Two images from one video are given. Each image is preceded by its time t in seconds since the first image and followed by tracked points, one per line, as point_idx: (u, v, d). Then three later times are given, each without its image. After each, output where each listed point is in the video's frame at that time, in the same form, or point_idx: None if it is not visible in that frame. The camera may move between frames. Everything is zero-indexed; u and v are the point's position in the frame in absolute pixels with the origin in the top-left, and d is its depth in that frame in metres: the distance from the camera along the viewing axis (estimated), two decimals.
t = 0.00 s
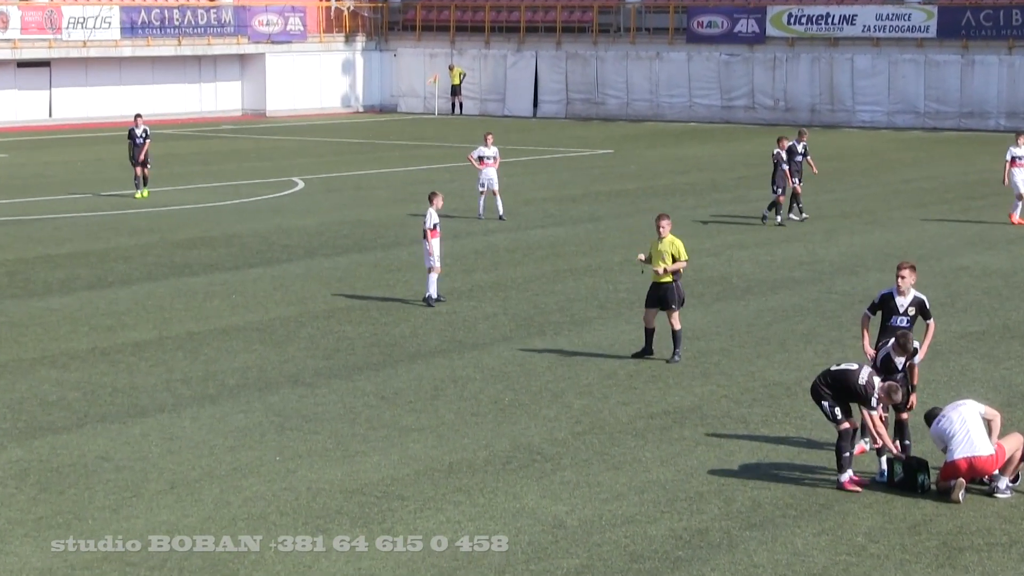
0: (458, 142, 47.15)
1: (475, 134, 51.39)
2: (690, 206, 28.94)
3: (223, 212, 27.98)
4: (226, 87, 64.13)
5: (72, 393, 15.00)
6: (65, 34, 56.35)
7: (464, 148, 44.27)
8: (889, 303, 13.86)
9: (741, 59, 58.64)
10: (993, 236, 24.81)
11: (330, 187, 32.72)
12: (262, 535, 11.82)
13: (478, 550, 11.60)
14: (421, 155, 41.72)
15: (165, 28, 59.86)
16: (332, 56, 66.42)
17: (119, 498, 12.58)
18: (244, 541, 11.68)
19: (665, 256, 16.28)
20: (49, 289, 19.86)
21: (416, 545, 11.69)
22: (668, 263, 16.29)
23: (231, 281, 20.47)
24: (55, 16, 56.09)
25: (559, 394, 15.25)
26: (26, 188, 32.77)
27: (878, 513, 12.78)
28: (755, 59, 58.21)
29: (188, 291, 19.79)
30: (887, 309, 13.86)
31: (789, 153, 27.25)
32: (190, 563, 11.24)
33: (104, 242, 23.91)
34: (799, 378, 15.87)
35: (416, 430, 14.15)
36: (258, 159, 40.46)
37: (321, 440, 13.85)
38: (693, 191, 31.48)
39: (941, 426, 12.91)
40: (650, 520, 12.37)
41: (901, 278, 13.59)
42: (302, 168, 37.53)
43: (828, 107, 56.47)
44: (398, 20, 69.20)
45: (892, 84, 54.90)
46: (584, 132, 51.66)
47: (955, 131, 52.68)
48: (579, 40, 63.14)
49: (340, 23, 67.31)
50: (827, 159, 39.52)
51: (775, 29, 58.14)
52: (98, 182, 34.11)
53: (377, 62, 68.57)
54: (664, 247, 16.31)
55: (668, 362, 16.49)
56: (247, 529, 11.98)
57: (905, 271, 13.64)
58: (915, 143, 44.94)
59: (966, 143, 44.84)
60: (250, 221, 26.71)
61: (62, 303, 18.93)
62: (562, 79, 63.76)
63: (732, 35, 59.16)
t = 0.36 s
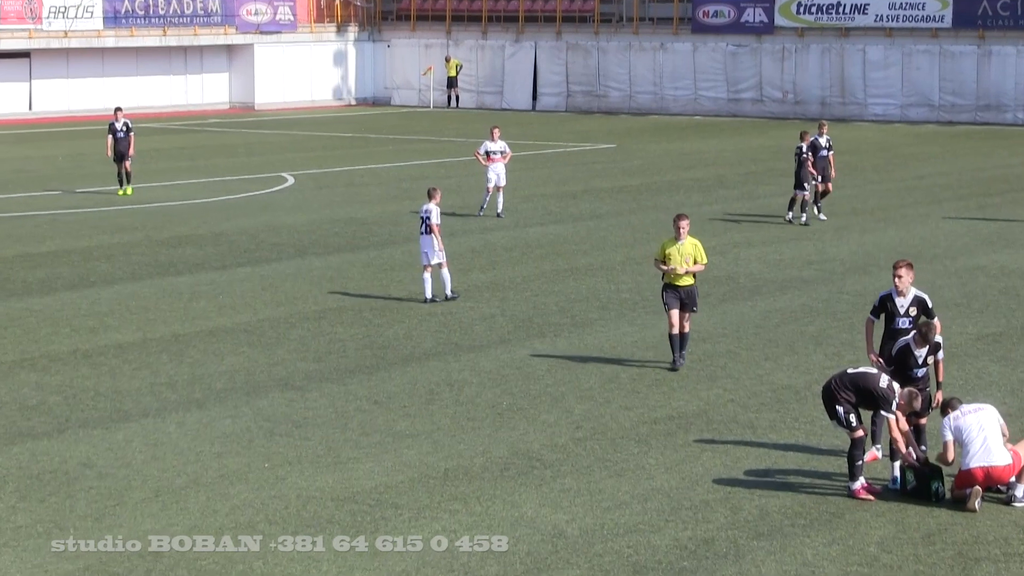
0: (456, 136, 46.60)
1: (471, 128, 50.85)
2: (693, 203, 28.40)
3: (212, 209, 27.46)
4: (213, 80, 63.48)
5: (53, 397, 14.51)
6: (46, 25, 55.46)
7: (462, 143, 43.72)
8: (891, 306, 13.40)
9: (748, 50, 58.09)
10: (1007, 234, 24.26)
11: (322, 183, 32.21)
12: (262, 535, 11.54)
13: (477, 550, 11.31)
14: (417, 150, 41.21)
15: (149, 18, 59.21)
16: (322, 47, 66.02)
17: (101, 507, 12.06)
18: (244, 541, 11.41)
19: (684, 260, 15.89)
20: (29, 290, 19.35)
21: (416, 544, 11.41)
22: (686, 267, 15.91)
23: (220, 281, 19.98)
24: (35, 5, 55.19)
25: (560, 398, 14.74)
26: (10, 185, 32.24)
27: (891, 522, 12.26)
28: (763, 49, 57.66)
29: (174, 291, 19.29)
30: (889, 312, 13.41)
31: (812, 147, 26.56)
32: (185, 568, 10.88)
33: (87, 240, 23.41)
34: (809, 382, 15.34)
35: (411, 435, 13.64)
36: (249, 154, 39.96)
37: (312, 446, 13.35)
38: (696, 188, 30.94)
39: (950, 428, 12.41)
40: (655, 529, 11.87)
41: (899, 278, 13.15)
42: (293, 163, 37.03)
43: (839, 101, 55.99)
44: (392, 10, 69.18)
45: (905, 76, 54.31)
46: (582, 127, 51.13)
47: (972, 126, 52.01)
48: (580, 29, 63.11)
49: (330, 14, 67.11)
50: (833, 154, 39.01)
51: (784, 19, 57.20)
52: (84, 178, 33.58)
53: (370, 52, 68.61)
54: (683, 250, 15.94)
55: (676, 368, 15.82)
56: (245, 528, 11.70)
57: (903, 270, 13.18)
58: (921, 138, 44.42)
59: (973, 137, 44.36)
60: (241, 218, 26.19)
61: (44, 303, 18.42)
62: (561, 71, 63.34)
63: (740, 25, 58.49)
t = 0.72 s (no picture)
0: (452, 132, 46.28)
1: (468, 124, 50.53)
2: (694, 201, 28.11)
3: (204, 207, 27.15)
4: (204, 75, 63.20)
5: (40, 399, 14.23)
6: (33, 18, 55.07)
7: (459, 139, 43.40)
8: (876, 308, 13.33)
9: (752, 44, 57.80)
10: (1013, 232, 24.01)
11: (316, 180, 31.93)
12: (263, 534, 11.37)
13: (478, 549, 11.13)
14: (413, 146, 40.91)
15: (139, 12, 58.77)
16: (316, 41, 65.68)
17: (89, 511, 11.78)
18: (244, 542, 11.23)
19: (702, 263, 15.32)
20: (17, 289, 19.06)
21: (416, 544, 11.23)
22: (704, 270, 15.38)
23: (211, 280, 19.70)
24: None
25: (559, 400, 14.46)
26: None
27: (897, 527, 11.99)
28: (766, 44, 57.36)
29: (165, 291, 19.01)
30: (874, 314, 13.34)
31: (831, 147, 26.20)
32: (181, 570, 10.66)
33: (76, 239, 23.12)
34: (813, 384, 15.07)
35: (407, 439, 13.36)
36: (243, 150, 39.66)
37: (306, 449, 13.08)
38: (698, 186, 30.64)
39: (956, 432, 12.07)
40: (656, 534, 11.59)
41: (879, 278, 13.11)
42: (286, 160, 36.72)
43: (845, 96, 55.67)
44: (387, 3, 68.90)
45: (913, 71, 54.01)
46: (580, 123, 50.77)
47: (981, 122, 51.71)
48: (580, 23, 62.87)
49: (325, 8, 66.68)
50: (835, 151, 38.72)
51: (788, 12, 57.18)
52: (75, 176, 33.27)
53: (365, 46, 68.32)
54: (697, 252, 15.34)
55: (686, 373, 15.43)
56: (246, 527, 11.53)
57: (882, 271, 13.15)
58: (923, 134, 44.16)
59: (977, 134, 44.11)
60: (234, 216, 25.88)
61: (32, 303, 18.15)
62: (559, 67, 63.05)
63: (742, 19, 58.34)
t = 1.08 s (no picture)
0: (450, 131, 46.19)
1: (465, 122, 50.42)
2: (692, 200, 28.03)
3: (200, 206, 27.06)
4: (201, 73, 63.15)
5: (35, 399, 14.15)
6: (28, 16, 55.04)
7: (457, 138, 43.31)
8: (857, 310, 12.99)
9: (751, 42, 57.71)
10: (1012, 230, 23.95)
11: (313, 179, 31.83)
12: (262, 534, 11.30)
13: (479, 550, 11.05)
14: (410, 144, 40.83)
15: (135, 10, 58.68)
16: (313, 39, 65.60)
17: (85, 512, 11.69)
18: (244, 541, 11.16)
19: (714, 269, 14.99)
20: (11, 289, 18.98)
21: (416, 544, 11.16)
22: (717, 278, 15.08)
23: (208, 280, 19.62)
24: None
25: (558, 401, 14.37)
26: None
27: (898, 527, 11.90)
28: (766, 42, 57.27)
29: (161, 290, 18.92)
30: (855, 316, 12.98)
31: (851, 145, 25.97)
32: (178, 571, 10.59)
33: (72, 238, 23.04)
34: (813, 384, 14.97)
35: (404, 439, 13.28)
36: (238, 148, 39.54)
37: (302, 449, 13.00)
38: (697, 185, 30.55)
39: (956, 432, 11.98)
40: (655, 535, 11.51)
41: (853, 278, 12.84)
42: (283, 158, 36.62)
43: (845, 94, 55.56)
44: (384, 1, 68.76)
45: (914, 68, 53.96)
46: (578, 121, 50.67)
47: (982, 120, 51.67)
48: (579, 20, 62.72)
49: (322, 6, 66.51)
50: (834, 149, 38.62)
51: (789, 10, 57.00)
52: (70, 174, 33.17)
53: (362, 44, 68.17)
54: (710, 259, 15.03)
55: (693, 375, 15.29)
56: (246, 528, 11.45)
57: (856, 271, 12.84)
58: (923, 132, 44.09)
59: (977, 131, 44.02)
60: (230, 215, 25.79)
61: (27, 302, 18.06)
62: (557, 65, 62.97)
63: (742, 17, 58.22)
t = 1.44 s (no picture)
0: (442, 129, 46.13)
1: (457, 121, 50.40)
2: (684, 199, 28.01)
3: (192, 205, 27.01)
4: (193, 72, 63.11)
5: (26, 399, 14.12)
6: (19, 14, 54.96)
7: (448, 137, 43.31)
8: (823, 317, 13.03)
9: (743, 41, 57.70)
10: (1003, 229, 24.01)
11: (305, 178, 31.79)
12: (261, 534, 11.27)
13: (479, 550, 11.03)
14: (402, 143, 40.80)
15: (126, 9, 58.56)
16: (305, 37, 65.53)
17: (77, 511, 11.67)
18: (244, 541, 11.14)
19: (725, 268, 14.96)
20: (2, 288, 18.93)
21: (416, 544, 11.14)
22: (723, 275, 15.02)
23: (199, 279, 19.58)
24: None
25: (550, 400, 14.35)
26: None
27: (890, 526, 11.91)
28: (758, 40, 57.26)
29: (152, 289, 18.88)
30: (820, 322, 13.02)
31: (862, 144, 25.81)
32: (171, 570, 10.57)
33: (63, 237, 22.99)
34: (805, 383, 14.95)
35: (397, 438, 13.26)
36: (229, 146, 39.49)
37: (295, 448, 12.98)
38: (690, 183, 30.55)
39: (950, 428, 11.99)
40: (648, 534, 11.51)
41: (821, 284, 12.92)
42: (275, 157, 36.57)
43: (837, 93, 55.58)
44: None
45: (907, 67, 54.03)
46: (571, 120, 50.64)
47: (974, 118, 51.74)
48: (572, 19, 62.64)
49: (314, 5, 66.42)
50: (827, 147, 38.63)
51: (781, 9, 56.96)
52: (61, 173, 33.10)
53: (354, 43, 68.13)
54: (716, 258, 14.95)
55: (688, 376, 15.24)
56: (243, 528, 11.43)
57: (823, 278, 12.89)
58: (913, 130, 44.17)
59: (968, 130, 44.08)
60: (221, 214, 25.74)
61: (17, 301, 18.02)
62: (550, 63, 62.99)
63: (734, 16, 58.20)
